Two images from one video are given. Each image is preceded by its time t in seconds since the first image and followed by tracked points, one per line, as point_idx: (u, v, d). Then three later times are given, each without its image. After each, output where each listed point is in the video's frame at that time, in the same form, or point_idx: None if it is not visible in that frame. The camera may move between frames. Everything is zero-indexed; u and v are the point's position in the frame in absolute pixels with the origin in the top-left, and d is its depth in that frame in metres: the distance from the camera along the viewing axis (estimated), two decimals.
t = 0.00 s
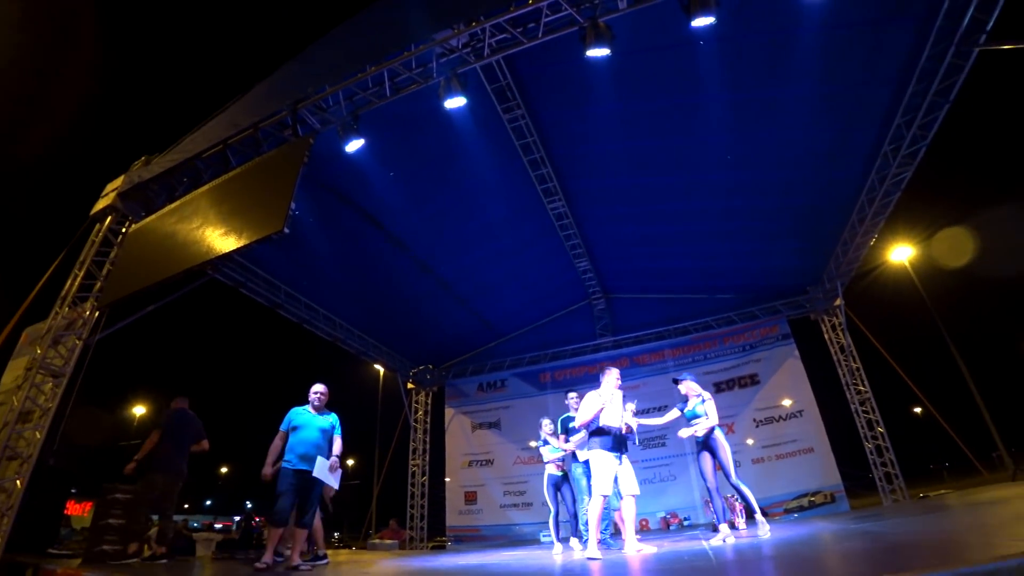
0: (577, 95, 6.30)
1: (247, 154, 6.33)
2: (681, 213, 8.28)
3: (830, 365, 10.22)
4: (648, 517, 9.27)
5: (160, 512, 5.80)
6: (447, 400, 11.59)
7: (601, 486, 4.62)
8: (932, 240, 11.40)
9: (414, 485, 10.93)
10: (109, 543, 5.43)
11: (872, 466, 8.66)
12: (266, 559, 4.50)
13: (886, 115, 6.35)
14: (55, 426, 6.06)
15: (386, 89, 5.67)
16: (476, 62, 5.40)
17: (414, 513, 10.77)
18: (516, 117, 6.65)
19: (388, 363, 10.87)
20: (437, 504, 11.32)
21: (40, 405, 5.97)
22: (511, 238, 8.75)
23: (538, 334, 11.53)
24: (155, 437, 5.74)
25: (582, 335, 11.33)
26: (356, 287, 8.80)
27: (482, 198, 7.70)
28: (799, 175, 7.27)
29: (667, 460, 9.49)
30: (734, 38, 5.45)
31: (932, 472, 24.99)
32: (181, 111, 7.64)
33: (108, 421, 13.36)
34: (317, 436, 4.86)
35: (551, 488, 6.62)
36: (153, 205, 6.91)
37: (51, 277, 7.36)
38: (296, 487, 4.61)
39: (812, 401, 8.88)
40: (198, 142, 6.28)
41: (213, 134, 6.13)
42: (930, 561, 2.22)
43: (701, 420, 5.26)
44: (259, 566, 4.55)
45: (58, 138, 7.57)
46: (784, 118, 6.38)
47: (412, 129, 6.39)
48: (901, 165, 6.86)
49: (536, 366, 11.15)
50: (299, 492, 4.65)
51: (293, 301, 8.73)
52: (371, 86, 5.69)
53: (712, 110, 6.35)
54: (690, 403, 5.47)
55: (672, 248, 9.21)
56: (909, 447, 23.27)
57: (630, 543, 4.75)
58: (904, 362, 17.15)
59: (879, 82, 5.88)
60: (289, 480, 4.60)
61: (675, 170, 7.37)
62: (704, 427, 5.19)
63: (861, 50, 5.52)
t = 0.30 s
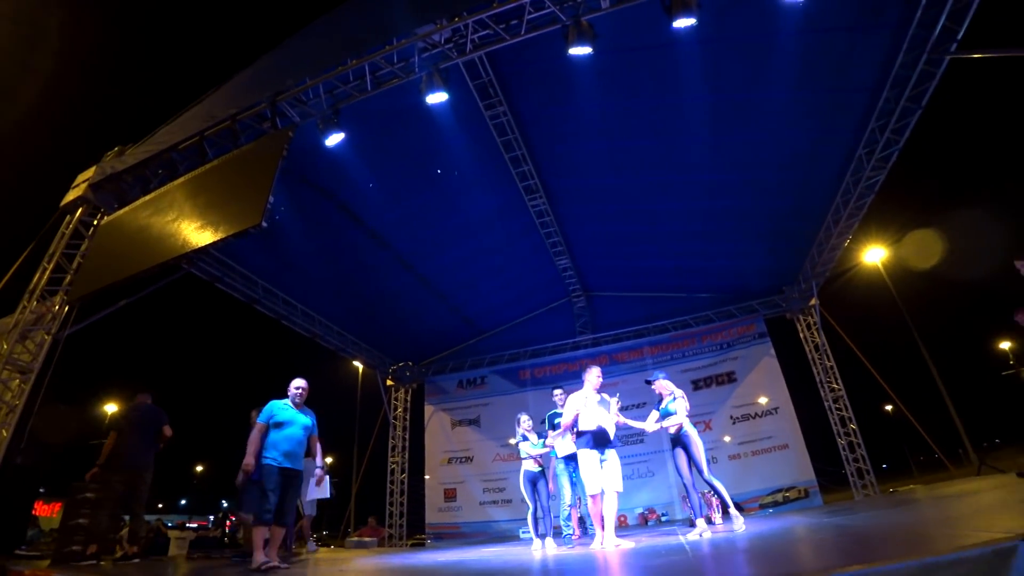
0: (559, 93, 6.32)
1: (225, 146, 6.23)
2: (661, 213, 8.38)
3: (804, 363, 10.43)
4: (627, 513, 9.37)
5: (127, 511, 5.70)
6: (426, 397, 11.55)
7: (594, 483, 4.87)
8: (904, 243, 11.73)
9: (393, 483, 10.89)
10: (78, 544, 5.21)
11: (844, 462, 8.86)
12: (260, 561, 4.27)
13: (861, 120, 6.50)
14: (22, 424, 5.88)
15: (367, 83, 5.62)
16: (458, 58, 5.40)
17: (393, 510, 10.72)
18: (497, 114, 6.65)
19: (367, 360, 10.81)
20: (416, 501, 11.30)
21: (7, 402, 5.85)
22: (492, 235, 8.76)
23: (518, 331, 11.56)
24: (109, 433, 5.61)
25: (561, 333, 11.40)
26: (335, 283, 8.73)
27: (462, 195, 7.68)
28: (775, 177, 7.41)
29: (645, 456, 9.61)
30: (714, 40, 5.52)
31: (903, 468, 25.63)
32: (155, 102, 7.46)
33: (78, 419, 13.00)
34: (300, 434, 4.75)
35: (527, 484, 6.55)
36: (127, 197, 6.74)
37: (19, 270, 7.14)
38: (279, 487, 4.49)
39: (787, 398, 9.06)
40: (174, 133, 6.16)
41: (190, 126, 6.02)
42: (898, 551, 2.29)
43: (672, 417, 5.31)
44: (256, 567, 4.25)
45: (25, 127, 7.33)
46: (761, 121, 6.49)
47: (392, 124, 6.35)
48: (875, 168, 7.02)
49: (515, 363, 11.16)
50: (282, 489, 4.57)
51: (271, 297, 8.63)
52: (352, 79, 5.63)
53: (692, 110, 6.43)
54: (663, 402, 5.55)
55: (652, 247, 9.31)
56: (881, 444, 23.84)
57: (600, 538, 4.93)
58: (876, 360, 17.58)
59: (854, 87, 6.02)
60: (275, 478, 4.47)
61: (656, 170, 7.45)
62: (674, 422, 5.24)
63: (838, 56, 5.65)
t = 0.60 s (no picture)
0: (548, 91, 6.33)
1: (209, 137, 6.14)
2: (647, 212, 8.43)
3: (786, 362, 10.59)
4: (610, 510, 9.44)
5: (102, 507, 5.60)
6: (411, 393, 11.53)
7: (580, 482, 5.15)
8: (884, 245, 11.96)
9: (377, 479, 10.86)
10: (54, 540, 5.19)
11: (825, 460, 9.01)
12: (247, 560, 4.18)
13: (845, 123, 6.59)
14: None
15: (355, 76, 5.58)
16: (448, 53, 5.37)
17: (378, 506, 10.69)
18: (486, 110, 6.61)
19: (352, 356, 10.74)
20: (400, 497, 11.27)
21: None
22: (479, 232, 8.75)
23: (504, 328, 11.58)
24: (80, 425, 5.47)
25: (547, 330, 11.44)
26: (321, 277, 8.66)
27: (450, 190, 7.67)
28: (761, 178, 7.49)
29: (630, 453, 9.68)
30: (703, 41, 5.56)
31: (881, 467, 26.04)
32: (137, 91, 7.33)
33: (56, 413, 12.74)
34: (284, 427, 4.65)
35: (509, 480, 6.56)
36: (108, 187, 6.61)
37: None
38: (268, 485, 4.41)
39: (770, 397, 9.19)
40: (157, 123, 6.06)
41: (173, 116, 5.92)
42: (875, 546, 2.34)
43: (658, 415, 5.38)
44: (239, 567, 4.13)
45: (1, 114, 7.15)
46: (747, 122, 6.56)
47: (379, 119, 6.31)
48: (859, 171, 7.11)
49: (501, 360, 11.20)
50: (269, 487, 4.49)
51: (255, 290, 8.54)
52: (340, 72, 5.59)
53: (679, 111, 6.47)
54: (649, 400, 5.58)
55: (638, 245, 9.36)
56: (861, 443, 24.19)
57: (583, 534, 5.06)
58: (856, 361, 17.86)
59: (839, 91, 6.10)
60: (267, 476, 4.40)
61: (643, 169, 7.49)
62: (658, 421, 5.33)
63: (823, 60, 5.73)
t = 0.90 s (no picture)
0: (540, 88, 6.32)
1: (200, 134, 6.11)
2: (639, 209, 8.45)
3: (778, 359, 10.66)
4: (604, 507, 9.48)
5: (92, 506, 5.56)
6: (405, 391, 11.51)
7: (583, 477, 5.25)
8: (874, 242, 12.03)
9: (371, 477, 10.83)
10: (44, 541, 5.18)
11: (817, 456, 9.07)
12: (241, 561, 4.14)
13: (836, 122, 6.63)
14: None
15: (346, 73, 5.56)
16: (439, 50, 5.35)
17: (372, 505, 10.67)
18: (478, 107, 6.61)
19: (345, 354, 10.69)
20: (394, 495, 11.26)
21: None
22: (471, 230, 8.74)
23: (496, 326, 11.60)
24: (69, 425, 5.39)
25: (540, 328, 11.44)
26: (313, 275, 8.63)
27: (442, 188, 7.65)
28: (752, 176, 7.52)
29: (623, 450, 9.72)
30: (694, 39, 5.57)
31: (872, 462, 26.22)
32: (126, 88, 7.26)
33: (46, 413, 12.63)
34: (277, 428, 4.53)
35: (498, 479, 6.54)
36: (96, 185, 6.53)
37: None
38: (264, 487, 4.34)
39: (762, 393, 9.26)
40: (147, 120, 6.01)
41: (163, 113, 5.87)
42: (865, 542, 2.36)
43: (662, 412, 5.38)
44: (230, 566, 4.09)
45: None
46: (738, 120, 6.58)
47: (370, 116, 6.28)
48: (850, 170, 7.15)
49: (495, 357, 11.20)
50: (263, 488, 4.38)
51: (246, 289, 8.48)
52: (331, 69, 5.59)
53: (671, 108, 6.48)
54: (652, 396, 5.60)
55: (631, 243, 9.38)
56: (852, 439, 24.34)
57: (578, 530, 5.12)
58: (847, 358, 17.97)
59: (830, 90, 6.13)
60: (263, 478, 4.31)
61: (636, 167, 7.50)
62: (664, 419, 5.33)
63: (814, 59, 5.76)
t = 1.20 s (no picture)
0: (534, 86, 6.32)
1: (192, 133, 6.07)
2: (634, 207, 8.47)
3: (772, 354, 10.73)
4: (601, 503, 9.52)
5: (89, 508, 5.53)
6: (401, 390, 11.51)
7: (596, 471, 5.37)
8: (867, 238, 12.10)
9: (368, 477, 10.83)
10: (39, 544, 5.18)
11: (812, 450, 9.13)
12: (239, 562, 4.13)
13: (829, 119, 6.67)
14: None
15: (339, 71, 5.54)
16: (433, 48, 5.34)
17: (369, 504, 10.68)
18: (472, 105, 6.61)
19: (341, 354, 10.67)
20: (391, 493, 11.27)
21: None
22: (466, 228, 8.74)
23: (491, 324, 11.59)
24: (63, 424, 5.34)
25: (536, 325, 11.45)
26: (307, 275, 8.61)
27: (437, 187, 7.65)
28: (746, 173, 7.55)
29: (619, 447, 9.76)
30: (687, 36, 5.58)
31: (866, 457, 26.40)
32: (118, 88, 7.21)
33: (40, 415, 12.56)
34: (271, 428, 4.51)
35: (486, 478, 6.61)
36: (87, 185, 6.47)
37: None
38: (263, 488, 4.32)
39: (756, 389, 9.31)
40: (139, 119, 5.97)
41: (155, 112, 5.83)
42: (860, 535, 2.38)
43: (668, 407, 5.45)
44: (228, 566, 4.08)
45: None
46: (732, 117, 6.59)
47: (364, 114, 6.26)
48: (842, 166, 7.20)
49: (491, 355, 11.22)
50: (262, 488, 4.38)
51: (241, 289, 8.45)
52: (324, 68, 5.55)
53: (665, 106, 6.49)
54: (656, 392, 5.61)
55: (625, 240, 9.41)
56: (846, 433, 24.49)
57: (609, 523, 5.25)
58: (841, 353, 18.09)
59: (822, 86, 6.16)
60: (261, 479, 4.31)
61: (631, 164, 7.51)
62: (668, 414, 5.41)
63: (806, 56, 5.78)
